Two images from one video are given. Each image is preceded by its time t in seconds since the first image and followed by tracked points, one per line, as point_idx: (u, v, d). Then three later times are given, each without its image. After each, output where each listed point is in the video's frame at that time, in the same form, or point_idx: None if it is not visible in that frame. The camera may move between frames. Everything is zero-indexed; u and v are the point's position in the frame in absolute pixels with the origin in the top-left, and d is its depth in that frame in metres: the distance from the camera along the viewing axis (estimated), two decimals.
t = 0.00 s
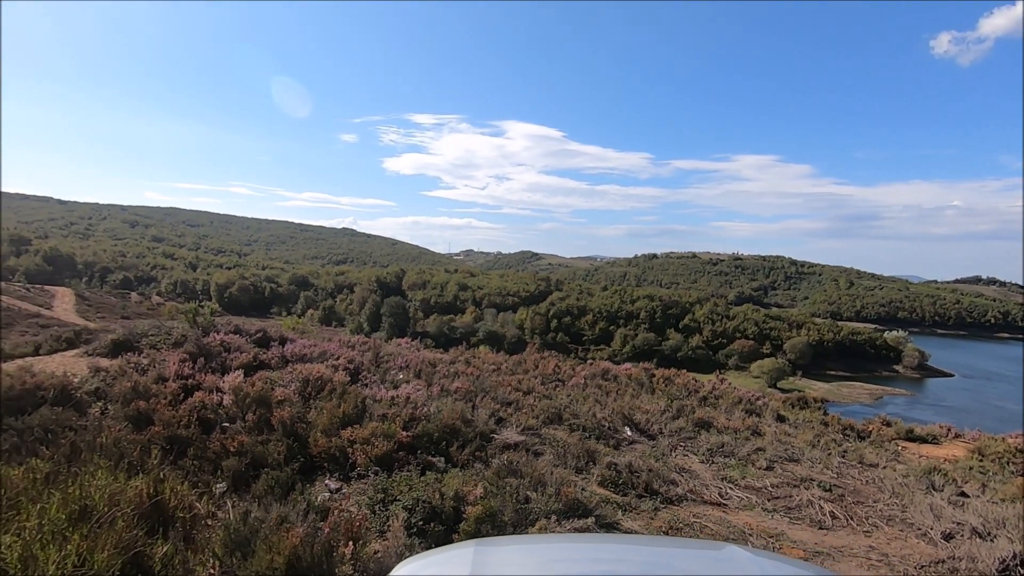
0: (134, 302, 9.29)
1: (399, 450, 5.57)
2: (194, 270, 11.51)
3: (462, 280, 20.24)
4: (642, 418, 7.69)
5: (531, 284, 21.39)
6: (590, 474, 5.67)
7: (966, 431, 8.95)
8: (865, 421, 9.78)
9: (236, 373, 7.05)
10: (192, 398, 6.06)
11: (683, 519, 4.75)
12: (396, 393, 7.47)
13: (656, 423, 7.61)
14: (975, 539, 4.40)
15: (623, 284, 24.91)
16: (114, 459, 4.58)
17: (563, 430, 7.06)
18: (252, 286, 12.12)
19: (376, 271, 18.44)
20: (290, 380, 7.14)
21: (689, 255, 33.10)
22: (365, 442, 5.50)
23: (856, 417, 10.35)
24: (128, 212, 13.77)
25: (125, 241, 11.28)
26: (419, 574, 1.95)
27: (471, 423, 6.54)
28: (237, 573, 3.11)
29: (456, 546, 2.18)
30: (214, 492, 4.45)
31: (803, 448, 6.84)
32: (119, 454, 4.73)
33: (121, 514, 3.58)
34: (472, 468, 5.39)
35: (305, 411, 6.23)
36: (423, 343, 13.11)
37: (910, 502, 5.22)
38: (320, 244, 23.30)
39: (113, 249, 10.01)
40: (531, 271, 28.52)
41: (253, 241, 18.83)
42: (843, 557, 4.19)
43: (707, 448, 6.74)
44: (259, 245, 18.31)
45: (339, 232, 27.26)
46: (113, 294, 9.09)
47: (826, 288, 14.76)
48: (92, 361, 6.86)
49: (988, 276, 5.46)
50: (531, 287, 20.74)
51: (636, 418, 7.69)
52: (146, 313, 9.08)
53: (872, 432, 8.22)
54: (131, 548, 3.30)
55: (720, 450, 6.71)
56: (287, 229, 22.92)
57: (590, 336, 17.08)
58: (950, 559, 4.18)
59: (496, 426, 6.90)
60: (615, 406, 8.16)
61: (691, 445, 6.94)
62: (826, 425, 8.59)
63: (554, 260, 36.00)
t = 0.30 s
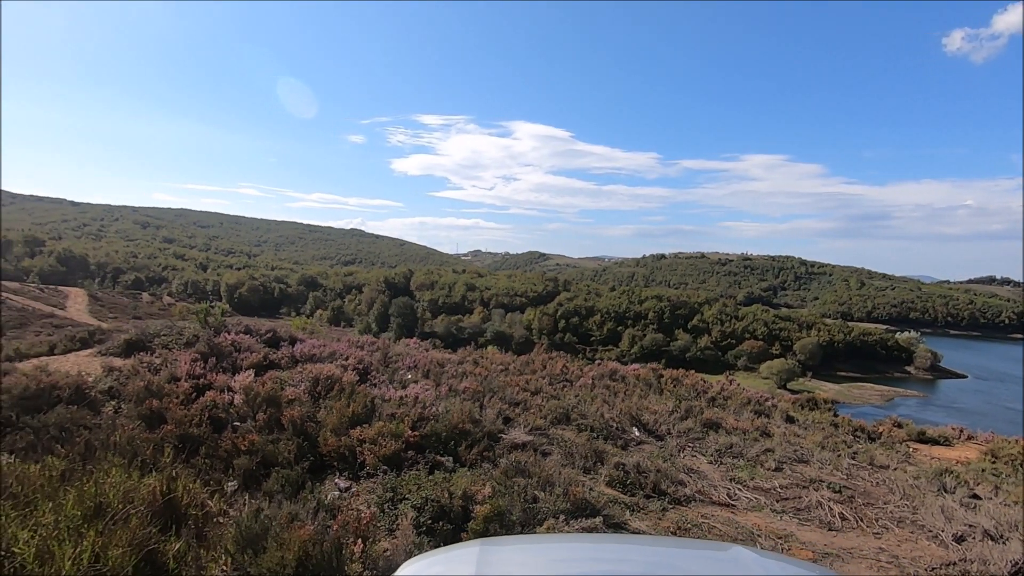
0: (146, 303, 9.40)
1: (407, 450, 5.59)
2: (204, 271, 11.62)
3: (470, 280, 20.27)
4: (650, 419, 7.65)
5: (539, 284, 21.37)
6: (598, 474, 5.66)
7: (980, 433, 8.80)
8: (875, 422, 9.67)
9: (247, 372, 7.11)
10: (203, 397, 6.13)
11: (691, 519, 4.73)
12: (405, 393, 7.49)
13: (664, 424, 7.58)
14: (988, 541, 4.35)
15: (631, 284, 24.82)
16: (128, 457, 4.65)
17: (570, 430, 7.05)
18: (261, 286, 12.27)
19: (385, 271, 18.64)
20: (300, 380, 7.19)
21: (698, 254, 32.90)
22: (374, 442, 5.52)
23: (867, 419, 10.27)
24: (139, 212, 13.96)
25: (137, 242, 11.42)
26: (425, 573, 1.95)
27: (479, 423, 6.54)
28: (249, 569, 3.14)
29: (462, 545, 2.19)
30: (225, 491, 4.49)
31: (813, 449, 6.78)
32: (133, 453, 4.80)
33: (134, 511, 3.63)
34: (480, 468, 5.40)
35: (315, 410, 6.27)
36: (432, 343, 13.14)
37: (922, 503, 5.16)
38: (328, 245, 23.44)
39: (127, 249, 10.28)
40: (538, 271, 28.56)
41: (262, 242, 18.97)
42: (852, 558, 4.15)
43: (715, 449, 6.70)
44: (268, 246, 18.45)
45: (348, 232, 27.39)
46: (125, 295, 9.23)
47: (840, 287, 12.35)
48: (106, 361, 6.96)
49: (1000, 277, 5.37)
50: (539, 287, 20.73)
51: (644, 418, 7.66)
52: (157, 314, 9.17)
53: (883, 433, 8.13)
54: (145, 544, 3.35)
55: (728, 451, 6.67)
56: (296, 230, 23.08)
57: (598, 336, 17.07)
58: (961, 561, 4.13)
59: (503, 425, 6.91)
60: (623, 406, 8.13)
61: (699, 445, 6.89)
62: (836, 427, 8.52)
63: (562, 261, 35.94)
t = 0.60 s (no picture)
0: (154, 303, 9.49)
1: (414, 450, 5.60)
2: (211, 272, 11.69)
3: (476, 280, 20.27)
4: (656, 419, 7.63)
5: (545, 284, 21.34)
6: (605, 475, 5.65)
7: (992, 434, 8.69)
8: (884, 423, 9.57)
9: (254, 372, 7.15)
10: (212, 397, 6.17)
11: (698, 520, 4.71)
12: (411, 393, 7.51)
13: (671, 424, 7.55)
14: (999, 544, 4.31)
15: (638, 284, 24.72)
16: (137, 457, 4.71)
17: (577, 430, 7.04)
18: (268, 287, 12.23)
19: (391, 271, 18.32)
20: (307, 380, 7.23)
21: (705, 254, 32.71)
22: (380, 442, 5.53)
23: (873, 417, 10.18)
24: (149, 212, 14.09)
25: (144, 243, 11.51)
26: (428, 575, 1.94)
27: (485, 423, 6.55)
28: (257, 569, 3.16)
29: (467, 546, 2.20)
30: (233, 490, 4.54)
31: (821, 450, 6.74)
32: (142, 452, 4.85)
33: (144, 510, 3.66)
34: (486, 468, 5.41)
35: (322, 410, 6.30)
36: (438, 343, 13.17)
37: (931, 505, 5.11)
38: (335, 245, 23.56)
39: (134, 251, 10.31)
40: (544, 271, 28.62)
41: (269, 242, 19.08)
42: (860, 560, 4.12)
43: (722, 450, 6.66)
44: (275, 246, 18.56)
45: (355, 232, 27.46)
46: (134, 295, 9.31)
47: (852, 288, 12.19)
48: (115, 361, 7.02)
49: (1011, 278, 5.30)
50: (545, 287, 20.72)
51: (650, 419, 7.64)
52: (165, 314, 9.24)
53: (892, 435, 8.05)
54: (154, 542, 3.39)
55: (736, 452, 6.64)
56: (303, 230, 23.22)
57: (605, 336, 16.96)
58: (972, 564, 4.10)
59: (510, 425, 6.90)
60: (629, 407, 8.11)
61: (706, 446, 6.86)
62: (844, 428, 8.45)
63: (568, 260, 35.89)
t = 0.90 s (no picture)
0: (160, 304, 9.54)
1: (418, 450, 5.61)
2: (216, 272, 11.75)
3: (480, 280, 20.20)
4: (660, 419, 7.62)
5: (549, 285, 21.31)
6: (609, 475, 5.64)
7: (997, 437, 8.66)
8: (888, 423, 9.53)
9: (259, 372, 7.18)
10: (217, 397, 6.19)
11: (702, 520, 4.70)
12: (416, 393, 7.53)
13: (675, 424, 7.54)
14: (1006, 545, 4.29)
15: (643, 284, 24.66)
16: (143, 456, 4.78)
17: (581, 430, 7.03)
18: (273, 287, 12.23)
19: (395, 271, 18.42)
20: (312, 380, 7.26)
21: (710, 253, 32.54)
22: (385, 442, 5.55)
23: (873, 414, 10.20)
24: (154, 213, 14.20)
25: (150, 243, 11.59)
26: None
27: (489, 423, 6.55)
28: (262, 567, 3.17)
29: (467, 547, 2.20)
30: (239, 490, 4.56)
31: (827, 451, 6.71)
32: (148, 452, 4.88)
33: (150, 509, 3.68)
34: (491, 468, 5.41)
35: (327, 410, 6.31)
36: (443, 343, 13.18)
37: (937, 506, 5.07)
38: (340, 245, 23.65)
39: (140, 251, 10.38)
40: (548, 271, 28.31)
41: (274, 242, 19.18)
42: (865, 561, 4.12)
43: (726, 451, 6.64)
44: (280, 247, 18.65)
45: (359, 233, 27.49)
46: (140, 296, 9.38)
47: (856, 286, 11.29)
48: (122, 361, 7.07)
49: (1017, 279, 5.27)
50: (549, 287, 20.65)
51: (654, 419, 7.62)
52: (170, 314, 9.29)
53: (898, 435, 7.99)
54: (160, 541, 3.41)
55: (740, 452, 6.61)
56: (307, 231, 23.32)
57: (609, 336, 16.84)
58: (978, 565, 4.09)
59: (514, 425, 6.90)
60: (633, 407, 8.09)
61: (711, 446, 6.84)
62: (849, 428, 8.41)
63: (572, 261, 35.83)
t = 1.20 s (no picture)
0: (164, 303, 9.58)
1: (424, 448, 5.63)
2: (220, 272, 11.78)
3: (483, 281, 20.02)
4: (663, 419, 7.61)
5: (554, 284, 20.05)
6: (612, 474, 5.64)
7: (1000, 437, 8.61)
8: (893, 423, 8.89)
9: (265, 372, 7.19)
10: (224, 396, 6.21)
11: (705, 518, 4.70)
12: (420, 392, 7.53)
13: (678, 424, 7.53)
14: (1008, 544, 4.26)
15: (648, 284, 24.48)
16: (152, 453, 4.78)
17: (584, 430, 7.02)
18: (277, 287, 12.27)
19: (398, 271, 18.42)
20: (318, 379, 7.28)
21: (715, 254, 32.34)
22: (390, 440, 5.57)
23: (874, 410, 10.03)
24: (158, 215, 14.28)
25: (155, 244, 11.66)
26: None
27: (493, 422, 6.54)
28: (273, 562, 3.28)
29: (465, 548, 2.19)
30: (246, 487, 4.58)
31: (830, 451, 6.68)
32: (156, 450, 4.89)
33: (159, 505, 3.71)
34: (495, 466, 5.42)
35: (333, 409, 6.33)
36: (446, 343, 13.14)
37: (940, 505, 5.05)
38: (343, 244, 23.68)
39: (144, 252, 10.43)
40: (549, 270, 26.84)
41: (277, 242, 19.23)
42: (867, 559, 4.12)
43: (729, 450, 6.63)
44: (284, 247, 18.69)
45: (361, 233, 27.44)
46: (144, 296, 9.42)
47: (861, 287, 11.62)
48: (129, 360, 7.11)
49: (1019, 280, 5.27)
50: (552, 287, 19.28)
51: (658, 418, 7.60)
52: (174, 314, 9.32)
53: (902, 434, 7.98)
54: (169, 537, 3.44)
55: (743, 452, 6.60)
56: (311, 231, 23.37)
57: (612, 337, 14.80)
58: (981, 564, 4.06)
59: (517, 424, 6.90)
60: (636, 406, 8.08)
61: (714, 446, 6.82)
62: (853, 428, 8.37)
63: (576, 262, 35.68)
